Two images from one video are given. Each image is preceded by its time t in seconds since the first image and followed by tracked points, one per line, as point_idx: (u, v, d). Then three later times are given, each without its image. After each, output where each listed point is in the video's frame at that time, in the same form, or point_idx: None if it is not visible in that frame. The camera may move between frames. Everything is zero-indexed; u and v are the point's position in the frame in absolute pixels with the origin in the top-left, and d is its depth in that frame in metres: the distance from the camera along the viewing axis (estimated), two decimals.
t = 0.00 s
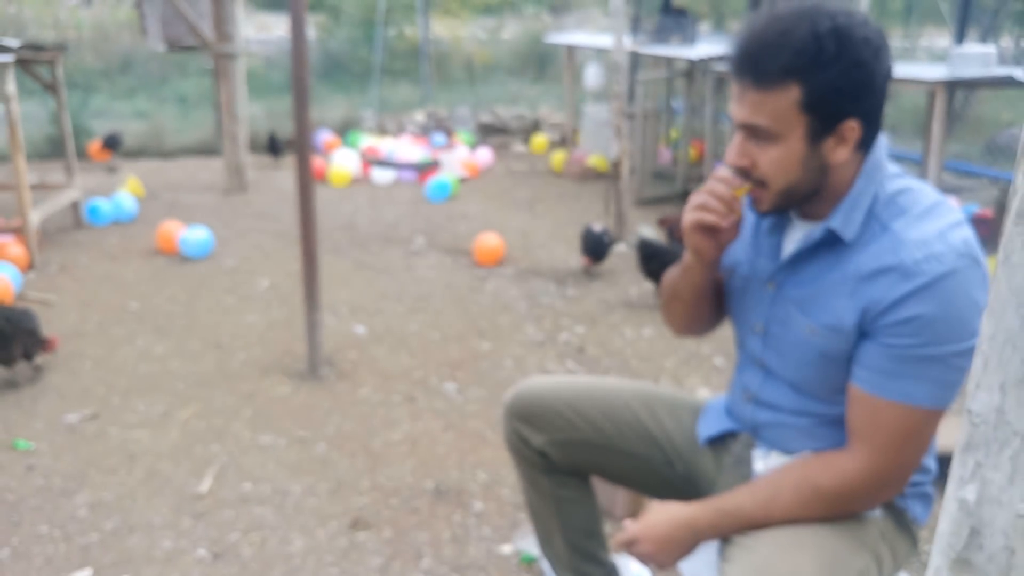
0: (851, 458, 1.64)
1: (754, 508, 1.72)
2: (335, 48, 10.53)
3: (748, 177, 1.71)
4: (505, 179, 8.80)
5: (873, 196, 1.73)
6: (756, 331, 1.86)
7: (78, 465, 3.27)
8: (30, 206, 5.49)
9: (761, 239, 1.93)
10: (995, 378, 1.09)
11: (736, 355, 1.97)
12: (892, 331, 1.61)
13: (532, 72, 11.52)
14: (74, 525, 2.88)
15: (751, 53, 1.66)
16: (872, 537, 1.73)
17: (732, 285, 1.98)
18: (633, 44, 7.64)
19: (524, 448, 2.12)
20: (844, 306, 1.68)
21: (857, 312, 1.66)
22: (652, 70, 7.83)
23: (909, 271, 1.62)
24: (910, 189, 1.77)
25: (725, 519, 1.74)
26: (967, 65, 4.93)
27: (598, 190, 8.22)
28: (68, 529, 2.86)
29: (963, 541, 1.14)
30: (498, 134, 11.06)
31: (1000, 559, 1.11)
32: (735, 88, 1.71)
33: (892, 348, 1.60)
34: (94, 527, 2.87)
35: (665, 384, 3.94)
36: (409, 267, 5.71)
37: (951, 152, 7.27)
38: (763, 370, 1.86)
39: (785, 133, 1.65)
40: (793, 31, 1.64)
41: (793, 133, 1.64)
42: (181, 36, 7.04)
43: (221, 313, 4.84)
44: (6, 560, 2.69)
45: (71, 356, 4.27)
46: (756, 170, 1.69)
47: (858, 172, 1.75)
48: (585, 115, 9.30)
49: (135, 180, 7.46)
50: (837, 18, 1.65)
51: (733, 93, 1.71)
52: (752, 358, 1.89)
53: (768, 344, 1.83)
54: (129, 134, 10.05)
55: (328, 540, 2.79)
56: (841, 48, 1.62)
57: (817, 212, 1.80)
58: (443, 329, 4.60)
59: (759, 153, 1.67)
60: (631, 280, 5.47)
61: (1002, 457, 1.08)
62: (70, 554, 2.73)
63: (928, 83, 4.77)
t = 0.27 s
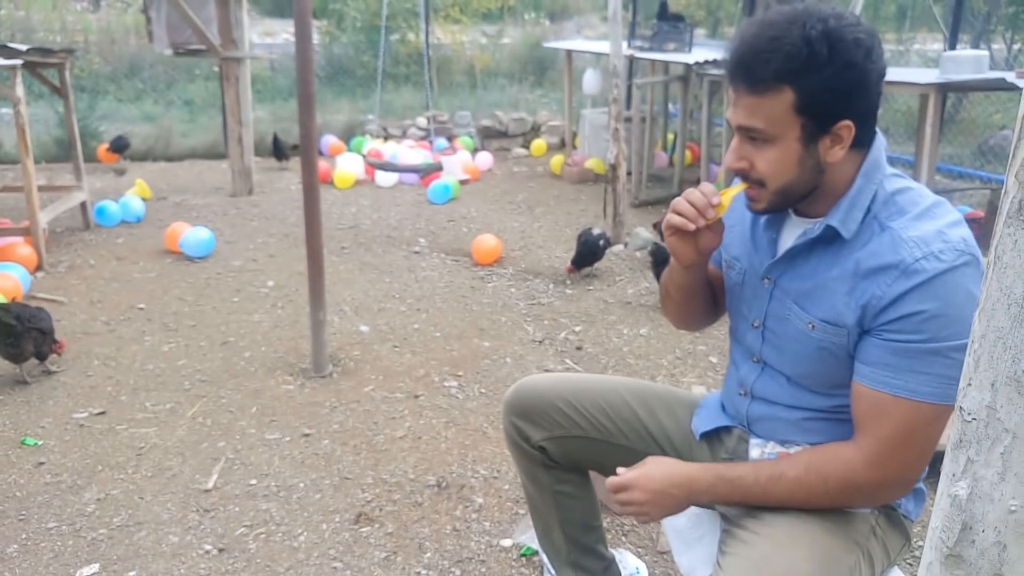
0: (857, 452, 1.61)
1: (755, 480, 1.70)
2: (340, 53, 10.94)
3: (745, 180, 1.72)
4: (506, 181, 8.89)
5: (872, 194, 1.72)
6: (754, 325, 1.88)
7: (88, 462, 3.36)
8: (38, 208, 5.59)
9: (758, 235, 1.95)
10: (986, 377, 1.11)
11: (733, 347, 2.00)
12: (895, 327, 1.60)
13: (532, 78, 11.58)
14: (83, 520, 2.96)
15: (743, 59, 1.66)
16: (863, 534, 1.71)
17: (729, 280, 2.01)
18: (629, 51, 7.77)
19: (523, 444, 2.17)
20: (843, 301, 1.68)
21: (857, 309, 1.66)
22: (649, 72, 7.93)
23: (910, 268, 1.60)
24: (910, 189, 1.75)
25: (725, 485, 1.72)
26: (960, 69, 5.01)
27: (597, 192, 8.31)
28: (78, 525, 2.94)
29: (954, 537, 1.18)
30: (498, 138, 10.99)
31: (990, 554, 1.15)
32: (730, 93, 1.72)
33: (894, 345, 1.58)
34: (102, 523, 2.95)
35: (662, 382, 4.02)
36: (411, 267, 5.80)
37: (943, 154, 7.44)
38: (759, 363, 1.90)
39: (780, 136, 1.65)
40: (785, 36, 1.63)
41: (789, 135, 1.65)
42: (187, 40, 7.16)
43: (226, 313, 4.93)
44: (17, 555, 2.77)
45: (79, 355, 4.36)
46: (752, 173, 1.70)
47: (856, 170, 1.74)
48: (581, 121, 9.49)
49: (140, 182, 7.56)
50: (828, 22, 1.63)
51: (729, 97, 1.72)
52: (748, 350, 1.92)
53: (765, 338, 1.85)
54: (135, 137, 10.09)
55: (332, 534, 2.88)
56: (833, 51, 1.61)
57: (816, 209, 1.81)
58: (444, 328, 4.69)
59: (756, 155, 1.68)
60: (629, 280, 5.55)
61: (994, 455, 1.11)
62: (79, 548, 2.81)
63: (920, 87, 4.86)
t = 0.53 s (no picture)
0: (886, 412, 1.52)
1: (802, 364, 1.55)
2: (342, 56, 10.99)
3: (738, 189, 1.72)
4: (506, 181, 8.92)
5: (874, 193, 1.73)
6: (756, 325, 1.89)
7: (91, 461, 3.39)
8: (41, 208, 5.62)
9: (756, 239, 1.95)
10: (984, 377, 1.15)
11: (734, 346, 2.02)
12: (904, 313, 1.58)
13: (532, 79, 11.91)
14: (86, 519, 2.99)
15: (729, 68, 1.66)
16: (859, 530, 1.72)
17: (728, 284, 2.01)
18: (629, 53, 7.82)
19: (522, 444, 2.19)
20: (850, 296, 1.67)
21: (862, 303, 1.65)
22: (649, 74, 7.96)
23: (919, 260, 1.60)
24: (911, 190, 1.77)
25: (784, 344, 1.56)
26: (957, 70, 5.07)
27: (597, 192, 8.35)
28: (80, 523, 2.97)
29: (953, 535, 1.20)
30: (498, 140, 10.74)
31: (988, 553, 1.17)
32: (721, 104, 1.71)
33: (906, 330, 1.55)
34: (105, 521, 2.98)
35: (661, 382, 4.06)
36: (412, 267, 5.84)
37: (940, 155, 7.57)
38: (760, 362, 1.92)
39: (771, 142, 1.65)
40: (768, 42, 1.64)
41: (780, 138, 1.64)
42: (189, 42, 7.19)
43: (228, 312, 4.97)
44: (20, 553, 2.80)
45: (82, 354, 4.39)
46: (745, 182, 1.70)
47: (857, 170, 1.75)
48: (581, 123, 9.54)
49: (142, 183, 7.60)
50: (809, 26, 1.64)
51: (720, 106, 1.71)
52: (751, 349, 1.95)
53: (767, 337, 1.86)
54: (139, 139, 9.88)
55: (334, 532, 2.91)
56: (817, 54, 1.61)
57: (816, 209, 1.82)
58: (444, 327, 4.73)
59: (749, 160, 1.68)
60: (628, 280, 5.59)
61: (991, 454, 1.14)
62: (82, 547, 2.84)
63: (916, 88, 4.92)
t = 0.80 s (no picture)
0: (865, 393, 1.51)
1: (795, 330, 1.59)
2: (342, 56, 11.01)
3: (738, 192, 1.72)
4: (506, 181, 8.93)
5: (877, 192, 1.72)
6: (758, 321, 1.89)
7: (91, 461, 3.39)
8: (41, 208, 5.62)
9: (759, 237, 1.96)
10: (984, 377, 1.14)
11: (739, 342, 2.03)
12: (898, 303, 1.57)
13: (532, 79, 11.96)
14: (86, 519, 2.99)
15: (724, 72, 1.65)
16: (860, 530, 1.72)
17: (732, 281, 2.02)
18: (629, 53, 7.82)
19: (522, 444, 2.19)
20: (849, 291, 1.68)
21: (861, 296, 1.65)
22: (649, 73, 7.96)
23: (918, 255, 1.59)
24: (915, 189, 1.76)
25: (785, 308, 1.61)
26: (957, 70, 5.07)
27: (597, 192, 8.35)
28: (80, 523, 2.97)
29: (952, 535, 1.20)
30: (498, 140, 10.71)
31: (988, 553, 1.17)
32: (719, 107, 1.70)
33: (900, 319, 1.55)
34: (105, 521, 2.98)
35: (661, 381, 4.05)
36: (412, 267, 5.84)
37: (941, 155, 7.58)
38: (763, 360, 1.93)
39: (770, 145, 1.63)
40: (763, 46, 1.62)
41: (779, 141, 1.62)
42: (189, 42, 7.18)
43: (229, 312, 4.97)
44: (20, 553, 2.80)
45: (82, 354, 4.39)
46: (745, 185, 1.69)
47: (861, 168, 1.74)
48: (581, 123, 9.55)
49: (142, 183, 7.60)
50: (803, 29, 1.62)
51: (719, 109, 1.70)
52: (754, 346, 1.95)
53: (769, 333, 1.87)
54: (139, 139, 9.83)
55: (334, 532, 2.91)
56: (812, 56, 1.59)
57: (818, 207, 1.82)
58: (444, 327, 4.73)
59: (749, 163, 1.67)
60: (628, 280, 5.59)
61: (991, 454, 1.14)
62: (82, 547, 2.84)
63: (916, 88, 4.93)
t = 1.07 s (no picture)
0: (862, 395, 1.51)
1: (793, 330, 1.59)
2: (342, 56, 11.02)
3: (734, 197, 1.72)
4: (506, 181, 8.93)
5: (876, 194, 1.72)
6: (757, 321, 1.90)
7: (91, 461, 3.39)
8: (41, 208, 5.62)
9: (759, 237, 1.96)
10: (984, 377, 1.14)
11: (739, 342, 2.04)
12: (896, 303, 1.57)
13: (532, 79, 11.99)
14: (86, 519, 2.99)
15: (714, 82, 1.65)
16: (860, 530, 1.72)
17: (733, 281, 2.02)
18: (629, 53, 7.82)
19: (522, 444, 2.19)
20: (847, 292, 1.68)
21: (859, 297, 1.65)
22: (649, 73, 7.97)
23: (916, 257, 1.59)
24: (916, 191, 1.75)
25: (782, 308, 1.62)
26: (957, 70, 5.07)
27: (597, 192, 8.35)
28: (80, 523, 2.97)
29: (953, 535, 1.20)
30: (498, 140, 10.70)
31: (988, 553, 1.17)
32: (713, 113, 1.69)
33: (898, 321, 1.54)
34: (105, 521, 2.98)
35: (661, 381, 4.05)
36: (412, 267, 5.84)
37: (941, 155, 7.58)
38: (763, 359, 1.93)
39: (764, 152, 1.63)
40: (751, 55, 1.61)
41: (771, 148, 1.62)
42: (189, 42, 7.18)
43: (229, 312, 4.97)
44: (20, 553, 2.80)
45: (82, 354, 4.39)
46: (742, 191, 1.70)
47: (859, 170, 1.73)
48: (581, 123, 9.55)
49: (142, 183, 7.60)
50: (791, 37, 1.60)
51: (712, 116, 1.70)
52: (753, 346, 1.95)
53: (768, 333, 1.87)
54: (139, 138, 9.88)
55: (334, 533, 2.91)
56: (800, 64, 1.58)
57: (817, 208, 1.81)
58: (444, 327, 4.73)
59: (744, 169, 1.67)
60: (628, 280, 5.59)
61: (991, 454, 1.14)
62: (82, 547, 2.83)
63: (916, 88, 4.92)
